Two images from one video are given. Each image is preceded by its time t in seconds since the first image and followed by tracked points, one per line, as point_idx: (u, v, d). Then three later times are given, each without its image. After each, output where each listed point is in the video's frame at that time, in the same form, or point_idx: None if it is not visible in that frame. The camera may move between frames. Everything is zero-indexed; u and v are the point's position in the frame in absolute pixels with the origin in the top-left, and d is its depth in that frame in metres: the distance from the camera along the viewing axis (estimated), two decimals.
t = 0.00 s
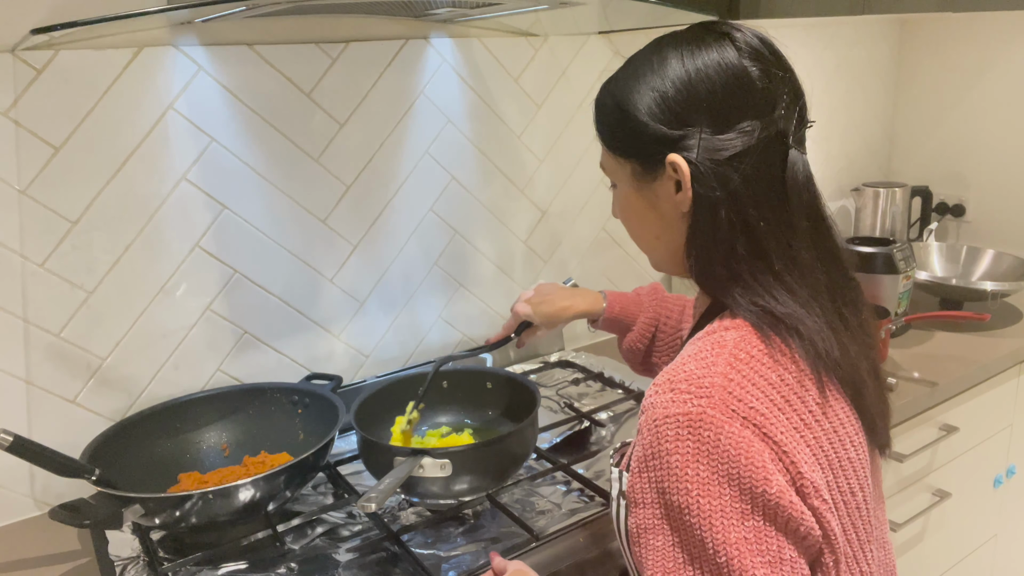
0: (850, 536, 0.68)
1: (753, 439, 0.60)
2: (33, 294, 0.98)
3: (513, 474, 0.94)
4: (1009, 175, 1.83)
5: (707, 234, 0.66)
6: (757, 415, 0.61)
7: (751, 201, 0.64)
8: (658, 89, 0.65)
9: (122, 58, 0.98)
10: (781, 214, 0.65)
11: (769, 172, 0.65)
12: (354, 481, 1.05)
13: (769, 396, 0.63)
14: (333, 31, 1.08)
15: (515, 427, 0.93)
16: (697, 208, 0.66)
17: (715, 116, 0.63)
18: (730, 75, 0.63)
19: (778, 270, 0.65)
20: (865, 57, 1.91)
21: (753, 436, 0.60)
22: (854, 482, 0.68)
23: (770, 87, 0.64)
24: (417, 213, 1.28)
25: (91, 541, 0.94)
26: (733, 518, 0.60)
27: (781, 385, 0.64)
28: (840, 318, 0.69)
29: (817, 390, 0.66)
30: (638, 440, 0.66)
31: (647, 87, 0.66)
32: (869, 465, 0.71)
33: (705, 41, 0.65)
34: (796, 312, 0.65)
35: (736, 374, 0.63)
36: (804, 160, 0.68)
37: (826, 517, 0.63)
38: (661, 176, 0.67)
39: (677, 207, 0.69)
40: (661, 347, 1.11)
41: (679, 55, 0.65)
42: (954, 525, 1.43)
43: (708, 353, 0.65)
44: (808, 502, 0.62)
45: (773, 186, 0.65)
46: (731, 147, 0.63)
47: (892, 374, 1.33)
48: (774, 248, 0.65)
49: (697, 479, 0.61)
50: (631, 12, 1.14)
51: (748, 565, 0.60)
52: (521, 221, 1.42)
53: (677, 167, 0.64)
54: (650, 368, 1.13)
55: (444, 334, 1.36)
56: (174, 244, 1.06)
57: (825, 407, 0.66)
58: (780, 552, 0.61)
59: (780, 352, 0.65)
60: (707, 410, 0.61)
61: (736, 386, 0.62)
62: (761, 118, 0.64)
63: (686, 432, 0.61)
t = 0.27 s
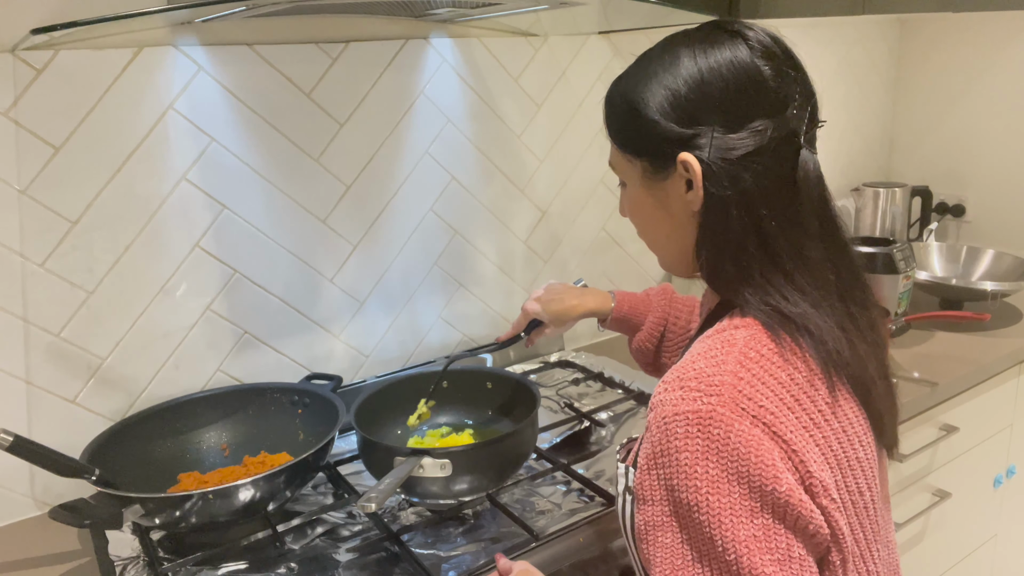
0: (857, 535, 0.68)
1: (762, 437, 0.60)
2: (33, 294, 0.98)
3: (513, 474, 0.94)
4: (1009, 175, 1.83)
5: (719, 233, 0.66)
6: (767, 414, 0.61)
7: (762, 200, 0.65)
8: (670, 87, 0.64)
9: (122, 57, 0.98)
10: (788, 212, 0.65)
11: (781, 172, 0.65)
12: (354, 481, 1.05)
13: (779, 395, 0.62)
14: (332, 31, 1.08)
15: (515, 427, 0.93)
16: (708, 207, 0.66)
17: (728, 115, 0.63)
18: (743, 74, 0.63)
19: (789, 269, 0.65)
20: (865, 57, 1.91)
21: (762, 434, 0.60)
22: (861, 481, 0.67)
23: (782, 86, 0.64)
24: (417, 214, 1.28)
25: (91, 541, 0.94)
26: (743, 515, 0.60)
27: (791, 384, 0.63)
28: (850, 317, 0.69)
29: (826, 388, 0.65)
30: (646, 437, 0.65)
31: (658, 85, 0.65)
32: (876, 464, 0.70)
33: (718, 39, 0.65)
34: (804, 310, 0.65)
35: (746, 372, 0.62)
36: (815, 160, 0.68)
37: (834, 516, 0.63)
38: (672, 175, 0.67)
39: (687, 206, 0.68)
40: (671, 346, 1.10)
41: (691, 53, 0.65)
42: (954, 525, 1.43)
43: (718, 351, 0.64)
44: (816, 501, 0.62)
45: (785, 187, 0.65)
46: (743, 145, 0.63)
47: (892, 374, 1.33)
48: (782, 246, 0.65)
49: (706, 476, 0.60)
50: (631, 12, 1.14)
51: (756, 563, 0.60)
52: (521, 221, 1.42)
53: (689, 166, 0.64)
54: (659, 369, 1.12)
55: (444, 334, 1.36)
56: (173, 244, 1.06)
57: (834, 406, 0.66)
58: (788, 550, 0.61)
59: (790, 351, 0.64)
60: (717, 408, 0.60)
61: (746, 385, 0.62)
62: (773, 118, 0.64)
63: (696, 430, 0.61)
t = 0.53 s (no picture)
0: (860, 535, 0.67)
1: (769, 433, 0.60)
2: (33, 294, 0.98)
3: (512, 474, 0.94)
4: (1009, 175, 1.83)
5: (734, 231, 0.65)
6: (775, 410, 0.61)
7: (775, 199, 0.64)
8: (689, 82, 0.64)
9: (122, 57, 0.98)
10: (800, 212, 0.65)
11: (795, 171, 0.65)
12: (354, 481, 1.05)
13: (788, 392, 0.62)
14: (332, 31, 1.08)
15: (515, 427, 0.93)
16: (724, 205, 0.66)
17: (746, 111, 0.63)
18: (762, 71, 0.63)
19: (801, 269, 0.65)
20: (864, 57, 1.91)
21: (769, 430, 0.60)
22: (866, 482, 0.67)
23: (800, 85, 0.64)
24: (417, 214, 1.28)
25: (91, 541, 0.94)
26: (746, 511, 0.60)
27: (800, 382, 0.63)
28: (863, 317, 0.68)
29: (835, 388, 0.65)
30: (652, 431, 0.65)
31: (676, 80, 0.65)
32: (883, 466, 0.70)
33: (737, 36, 0.65)
34: (818, 310, 0.64)
35: (756, 368, 0.62)
36: (830, 160, 0.68)
37: (839, 516, 0.63)
38: (688, 170, 0.67)
39: (702, 203, 0.68)
40: (640, 355, 1.09)
41: (709, 49, 0.65)
42: (954, 525, 1.43)
43: (727, 347, 0.64)
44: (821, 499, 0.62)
45: (801, 186, 0.65)
46: (760, 142, 0.63)
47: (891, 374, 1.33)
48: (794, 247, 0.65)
49: (711, 471, 0.60)
50: (631, 12, 1.14)
51: (759, 560, 0.59)
52: (521, 221, 1.42)
53: (705, 162, 0.64)
54: (634, 378, 1.11)
55: (444, 334, 1.36)
56: (174, 244, 1.06)
57: (843, 406, 0.66)
58: (791, 547, 0.60)
59: (801, 350, 0.64)
60: (725, 403, 0.60)
61: (755, 380, 0.61)
62: (790, 116, 0.64)
63: (703, 424, 0.60)
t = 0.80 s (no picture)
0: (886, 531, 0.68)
1: (800, 434, 0.60)
2: (33, 294, 0.98)
3: (512, 474, 0.94)
4: (1009, 175, 1.83)
5: (750, 230, 0.65)
6: (803, 411, 0.61)
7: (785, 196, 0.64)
8: (700, 82, 0.64)
9: (122, 57, 0.98)
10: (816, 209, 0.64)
11: (809, 169, 0.64)
12: (354, 481, 1.05)
13: (814, 392, 0.62)
14: (332, 31, 1.08)
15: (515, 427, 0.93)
16: (739, 205, 0.65)
17: (759, 111, 0.63)
18: (774, 70, 0.62)
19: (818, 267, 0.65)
20: (864, 57, 1.91)
21: (799, 431, 0.60)
22: (890, 478, 0.68)
23: (812, 83, 0.64)
24: (417, 214, 1.28)
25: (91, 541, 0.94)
26: (781, 513, 0.60)
27: (825, 382, 0.63)
28: (876, 315, 0.68)
29: (857, 386, 0.65)
30: (677, 435, 0.65)
31: (687, 79, 0.65)
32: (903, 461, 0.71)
33: (748, 35, 0.64)
34: (835, 309, 0.65)
35: (781, 370, 0.62)
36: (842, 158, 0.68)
37: (869, 513, 0.63)
38: (700, 172, 0.66)
39: (714, 203, 0.67)
40: (642, 348, 1.09)
41: (721, 49, 0.64)
42: (954, 524, 1.43)
43: (750, 349, 0.64)
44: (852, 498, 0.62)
45: (817, 183, 0.65)
46: (773, 142, 0.63)
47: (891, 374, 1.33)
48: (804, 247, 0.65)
49: (744, 475, 0.60)
50: (631, 12, 1.14)
51: (795, 560, 0.60)
52: (521, 221, 1.42)
53: (718, 162, 0.64)
54: (635, 370, 1.11)
55: (444, 334, 1.36)
56: (173, 244, 1.06)
57: (866, 403, 0.66)
58: (826, 547, 0.61)
59: (822, 349, 0.64)
60: (753, 407, 0.60)
61: (781, 382, 0.62)
62: (803, 115, 0.63)
63: (732, 429, 0.60)
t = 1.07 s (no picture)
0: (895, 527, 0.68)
1: (813, 429, 0.59)
2: (33, 294, 0.98)
3: (512, 474, 0.94)
4: (1009, 175, 1.83)
5: (759, 228, 0.65)
6: (816, 406, 0.61)
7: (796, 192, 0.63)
8: (713, 79, 0.64)
9: (122, 57, 0.98)
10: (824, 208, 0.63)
11: (818, 169, 0.64)
12: (354, 481, 1.05)
13: (826, 388, 0.62)
14: (332, 31, 1.08)
15: (515, 427, 0.93)
16: (747, 204, 0.65)
17: (771, 109, 0.62)
18: (788, 69, 0.62)
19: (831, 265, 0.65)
20: (864, 57, 1.91)
21: (812, 426, 0.60)
22: (898, 474, 0.68)
23: (823, 83, 0.63)
24: (417, 214, 1.28)
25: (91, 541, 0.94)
26: (794, 507, 0.59)
27: (837, 378, 0.63)
28: (887, 314, 0.68)
29: (869, 382, 0.65)
30: (690, 430, 0.65)
31: (699, 77, 0.64)
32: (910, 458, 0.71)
33: (761, 33, 0.64)
34: (848, 306, 0.65)
35: (793, 366, 0.62)
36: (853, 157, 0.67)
37: (880, 508, 0.63)
38: (710, 169, 0.66)
39: (724, 201, 0.67)
40: (655, 349, 1.09)
41: (734, 46, 0.64)
42: (954, 525, 1.43)
43: (763, 344, 0.64)
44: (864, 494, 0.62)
45: (827, 182, 0.65)
46: (783, 141, 0.62)
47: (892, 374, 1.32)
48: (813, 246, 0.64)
49: (757, 469, 0.59)
50: (631, 12, 1.14)
51: (809, 556, 0.59)
52: (521, 221, 1.42)
53: (729, 160, 0.63)
54: (646, 370, 1.12)
55: (444, 334, 1.36)
56: (173, 244, 1.06)
57: (876, 400, 0.66)
58: (838, 541, 0.60)
59: (834, 346, 0.64)
60: (767, 402, 0.60)
61: (794, 378, 0.61)
62: (815, 114, 0.63)
63: (746, 423, 0.60)
